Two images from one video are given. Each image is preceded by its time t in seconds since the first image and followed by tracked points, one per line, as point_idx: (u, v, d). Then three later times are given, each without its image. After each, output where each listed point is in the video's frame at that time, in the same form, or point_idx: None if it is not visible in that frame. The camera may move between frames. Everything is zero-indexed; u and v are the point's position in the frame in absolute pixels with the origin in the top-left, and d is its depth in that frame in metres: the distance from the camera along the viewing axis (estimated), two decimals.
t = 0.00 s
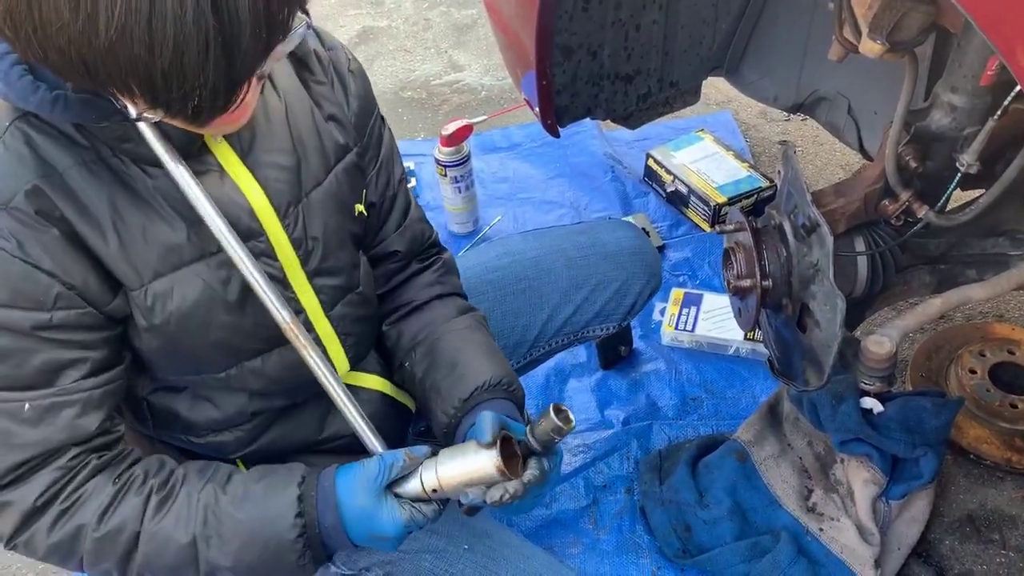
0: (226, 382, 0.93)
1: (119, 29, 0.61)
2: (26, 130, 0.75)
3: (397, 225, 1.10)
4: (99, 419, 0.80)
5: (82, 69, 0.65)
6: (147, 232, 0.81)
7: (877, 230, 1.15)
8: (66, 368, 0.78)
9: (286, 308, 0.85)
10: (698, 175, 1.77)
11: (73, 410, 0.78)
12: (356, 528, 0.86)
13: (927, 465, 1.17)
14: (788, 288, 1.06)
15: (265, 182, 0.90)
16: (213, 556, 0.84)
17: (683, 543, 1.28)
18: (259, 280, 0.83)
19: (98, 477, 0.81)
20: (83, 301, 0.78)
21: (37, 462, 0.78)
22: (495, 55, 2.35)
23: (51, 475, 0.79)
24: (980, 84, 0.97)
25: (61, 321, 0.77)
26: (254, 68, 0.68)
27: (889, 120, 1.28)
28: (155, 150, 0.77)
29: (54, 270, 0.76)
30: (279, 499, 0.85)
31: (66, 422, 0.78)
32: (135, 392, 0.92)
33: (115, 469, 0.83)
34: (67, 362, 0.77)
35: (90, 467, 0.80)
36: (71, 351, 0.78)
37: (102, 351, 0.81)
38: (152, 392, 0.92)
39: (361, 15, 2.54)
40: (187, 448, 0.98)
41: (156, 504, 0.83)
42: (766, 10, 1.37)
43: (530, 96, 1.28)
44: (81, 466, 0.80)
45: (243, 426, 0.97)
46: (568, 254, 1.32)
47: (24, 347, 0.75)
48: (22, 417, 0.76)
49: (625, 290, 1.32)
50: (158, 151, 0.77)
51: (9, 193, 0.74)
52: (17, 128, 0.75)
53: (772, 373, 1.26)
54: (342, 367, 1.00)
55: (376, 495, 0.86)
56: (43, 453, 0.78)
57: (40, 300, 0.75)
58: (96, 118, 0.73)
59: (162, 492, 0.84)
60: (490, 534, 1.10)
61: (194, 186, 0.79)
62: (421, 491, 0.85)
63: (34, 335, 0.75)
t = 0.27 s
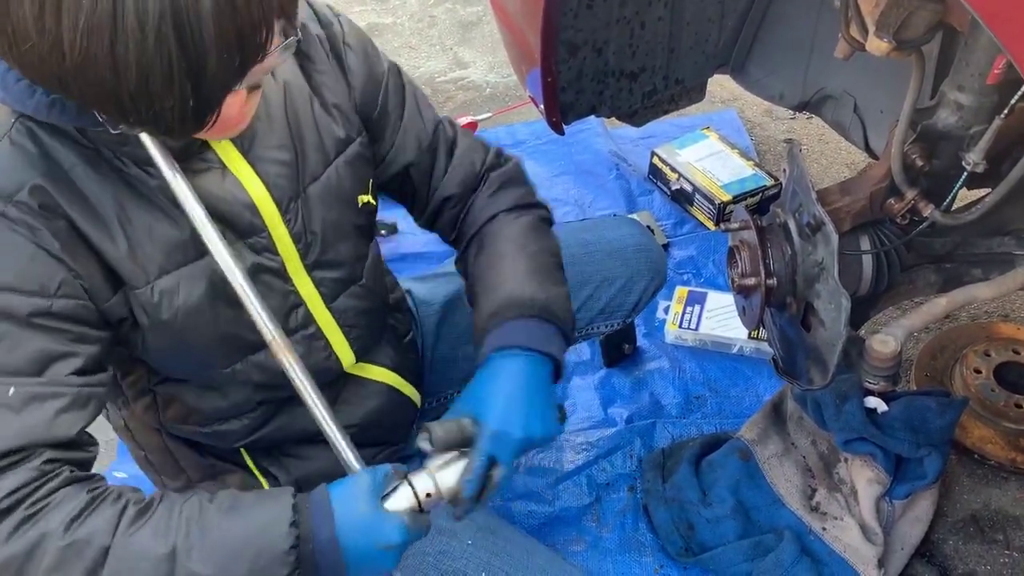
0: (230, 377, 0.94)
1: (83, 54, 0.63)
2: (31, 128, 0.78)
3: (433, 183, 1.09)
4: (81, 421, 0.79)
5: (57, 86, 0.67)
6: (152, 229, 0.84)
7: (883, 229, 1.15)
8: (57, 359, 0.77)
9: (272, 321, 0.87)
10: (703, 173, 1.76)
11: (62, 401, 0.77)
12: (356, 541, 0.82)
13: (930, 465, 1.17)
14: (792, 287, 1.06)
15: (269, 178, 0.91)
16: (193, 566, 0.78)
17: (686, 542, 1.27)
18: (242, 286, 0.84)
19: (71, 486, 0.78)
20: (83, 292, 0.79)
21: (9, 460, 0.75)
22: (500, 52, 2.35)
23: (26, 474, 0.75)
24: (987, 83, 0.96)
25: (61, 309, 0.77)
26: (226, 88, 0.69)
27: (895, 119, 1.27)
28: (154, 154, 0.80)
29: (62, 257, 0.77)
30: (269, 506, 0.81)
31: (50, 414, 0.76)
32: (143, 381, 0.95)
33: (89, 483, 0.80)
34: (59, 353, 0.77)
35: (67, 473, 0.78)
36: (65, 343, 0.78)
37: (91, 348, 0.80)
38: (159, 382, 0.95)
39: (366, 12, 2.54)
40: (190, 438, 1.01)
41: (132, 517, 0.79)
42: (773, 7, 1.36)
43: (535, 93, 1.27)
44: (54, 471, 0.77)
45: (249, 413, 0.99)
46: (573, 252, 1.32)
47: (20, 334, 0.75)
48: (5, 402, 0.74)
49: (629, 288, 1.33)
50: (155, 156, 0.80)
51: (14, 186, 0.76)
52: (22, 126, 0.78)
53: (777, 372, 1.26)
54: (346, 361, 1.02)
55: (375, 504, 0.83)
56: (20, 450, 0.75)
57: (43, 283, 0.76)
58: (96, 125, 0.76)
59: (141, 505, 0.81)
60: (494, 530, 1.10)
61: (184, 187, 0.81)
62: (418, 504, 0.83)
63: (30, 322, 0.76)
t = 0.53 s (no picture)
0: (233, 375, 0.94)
1: (53, 66, 0.64)
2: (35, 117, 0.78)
3: (449, 165, 1.09)
4: (73, 405, 0.78)
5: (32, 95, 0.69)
6: (157, 222, 0.84)
7: (886, 229, 1.15)
8: (54, 338, 0.77)
9: (274, 318, 0.87)
10: (706, 172, 1.76)
11: (57, 379, 0.76)
12: (355, 526, 0.82)
13: (932, 465, 1.17)
14: (794, 286, 1.05)
15: (269, 176, 0.91)
16: (193, 546, 0.76)
17: (687, 541, 1.27)
18: (240, 275, 0.84)
19: (60, 468, 0.76)
20: (85, 278, 0.80)
21: None
22: (503, 51, 2.35)
23: (18, 451, 0.74)
24: (992, 82, 0.96)
25: (61, 292, 0.77)
26: (196, 108, 0.70)
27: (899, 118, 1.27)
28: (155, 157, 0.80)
29: (66, 240, 0.78)
30: (269, 488, 0.80)
31: (44, 392, 0.75)
32: (145, 381, 0.96)
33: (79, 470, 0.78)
34: (57, 333, 0.77)
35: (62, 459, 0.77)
36: (63, 325, 0.78)
37: (88, 335, 0.80)
38: (160, 381, 0.95)
39: (370, 10, 2.54)
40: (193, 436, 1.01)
41: (126, 499, 0.77)
42: (776, 6, 1.36)
43: (538, 92, 1.27)
44: (43, 453, 0.76)
45: (253, 409, 0.99)
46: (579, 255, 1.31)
47: (20, 309, 0.75)
48: None
49: (636, 293, 1.33)
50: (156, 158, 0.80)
51: (21, 170, 0.76)
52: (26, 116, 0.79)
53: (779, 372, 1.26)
54: (348, 360, 1.01)
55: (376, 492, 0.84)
56: (11, 428, 0.74)
57: (45, 262, 0.76)
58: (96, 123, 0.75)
59: (133, 490, 0.79)
60: (496, 531, 1.10)
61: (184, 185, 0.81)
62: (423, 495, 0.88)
63: (29, 301, 0.75)
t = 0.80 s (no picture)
0: (236, 378, 0.94)
1: (71, 70, 0.64)
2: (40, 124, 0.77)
3: (444, 180, 1.09)
4: (80, 413, 0.78)
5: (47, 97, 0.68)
6: (163, 230, 0.84)
7: (886, 228, 1.15)
8: (61, 348, 0.77)
9: (283, 325, 0.87)
10: (707, 171, 1.76)
11: (64, 389, 0.76)
12: (358, 523, 0.85)
13: (933, 465, 1.17)
14: (795, 286, 1.05)
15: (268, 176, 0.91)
16: (209, 540, 0.78)
17: (688, 541, 1.27)
18: (247, 281, 0.84)
19: (69, 473, 0.77)
20: (92, 287, 0.79)
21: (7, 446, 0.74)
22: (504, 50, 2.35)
23: (26, 460, 0.74)
24: (992, 82, 0.96)
25: (70, 301, 0.77)
26: (214, 109, 0.70)
27: (899, 117, 1.27)
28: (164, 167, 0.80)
29: (75, 250, 0.78)
30: (278, 481, 0.82)
31: (52, 402, 0.76)
32: (148, 387, 0.95)
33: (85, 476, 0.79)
34: (64, 343, 0.77)
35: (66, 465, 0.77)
36: (70, 334, 0.77)
37: (94, 343, 0.80)
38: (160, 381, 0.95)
39: (371, 9, 2.53)
40: (193, 440, 1.01)
41: (137, 499, 0.79)
42: (777, 6, 1.36)
43: (538, 92, 1.27)
44: (52, 458, 0.76)
45: (254, 414, 0.99)
46: (578, 253, 1.31)
47: (26, 318, 0.75)
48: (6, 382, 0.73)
49: (636, 291, 1.33)
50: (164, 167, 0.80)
51: (28, 178, 0.76)
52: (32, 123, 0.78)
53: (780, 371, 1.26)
54: (351, 362, 1.02)
55: (382, 492, 0.87)
56: (18, 437, 0.75)
57: (54, 272, 0.76)
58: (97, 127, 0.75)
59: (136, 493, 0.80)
60: (497, 530, 1.10)
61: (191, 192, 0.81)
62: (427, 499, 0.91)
63: (36, 310, 0.75)
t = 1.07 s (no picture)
0: (228, 374, 0.95)
1: (90, 83, 0.64)
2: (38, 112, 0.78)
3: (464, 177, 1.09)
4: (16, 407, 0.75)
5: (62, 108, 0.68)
6: (150, 226, 0.84)
7: (887, 226, 1.15)
8: (5, 334, 0.75)
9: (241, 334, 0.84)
10: (708, 169, 1.76)
11: None
12: (266, 523, 0.77)
13: (934, 462, 1.17)
14: (796, 283, 1.05)
15: (269, 174, 0.91)
16: (85, 527, 0.74)
17: (690, 538, 1.27)
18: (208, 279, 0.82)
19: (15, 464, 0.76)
20: (48, 279, 0.78)
21: None
22: (505, 48, 2.35)
23: None
24: (992, 79, 0.96)
25: (21, 292, 0.76)
26: (233, 124, 0.70)
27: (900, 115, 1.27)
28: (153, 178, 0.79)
29: (36, 239, 0.76)
30: (173, 472, 0.77)
31: None
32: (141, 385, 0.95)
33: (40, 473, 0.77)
34: (7, 329, 0.75)
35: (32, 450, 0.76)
36: (19, 323, 0.76)
37: (41, 335, 0.78)
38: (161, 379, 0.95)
39: (371, 8, 2.54)
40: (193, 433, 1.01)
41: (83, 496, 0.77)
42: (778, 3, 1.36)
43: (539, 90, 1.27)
44: None
45: (246, 407, 1.00)
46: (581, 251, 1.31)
47: None
48: None
49: (638, 288, 1.33)
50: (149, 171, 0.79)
51: (13, 161, 0.76)
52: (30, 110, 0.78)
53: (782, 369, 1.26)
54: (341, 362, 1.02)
55: (297, 486, 0.78)
56: None
57: (4, 258, 0.75)
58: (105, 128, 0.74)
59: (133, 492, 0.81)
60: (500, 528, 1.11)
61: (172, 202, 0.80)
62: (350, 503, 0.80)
63: None
